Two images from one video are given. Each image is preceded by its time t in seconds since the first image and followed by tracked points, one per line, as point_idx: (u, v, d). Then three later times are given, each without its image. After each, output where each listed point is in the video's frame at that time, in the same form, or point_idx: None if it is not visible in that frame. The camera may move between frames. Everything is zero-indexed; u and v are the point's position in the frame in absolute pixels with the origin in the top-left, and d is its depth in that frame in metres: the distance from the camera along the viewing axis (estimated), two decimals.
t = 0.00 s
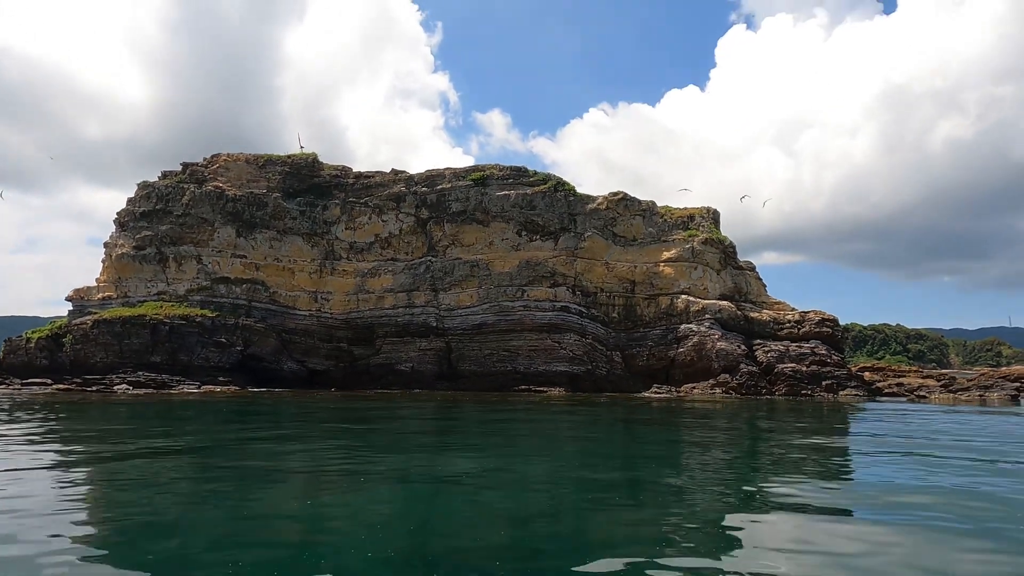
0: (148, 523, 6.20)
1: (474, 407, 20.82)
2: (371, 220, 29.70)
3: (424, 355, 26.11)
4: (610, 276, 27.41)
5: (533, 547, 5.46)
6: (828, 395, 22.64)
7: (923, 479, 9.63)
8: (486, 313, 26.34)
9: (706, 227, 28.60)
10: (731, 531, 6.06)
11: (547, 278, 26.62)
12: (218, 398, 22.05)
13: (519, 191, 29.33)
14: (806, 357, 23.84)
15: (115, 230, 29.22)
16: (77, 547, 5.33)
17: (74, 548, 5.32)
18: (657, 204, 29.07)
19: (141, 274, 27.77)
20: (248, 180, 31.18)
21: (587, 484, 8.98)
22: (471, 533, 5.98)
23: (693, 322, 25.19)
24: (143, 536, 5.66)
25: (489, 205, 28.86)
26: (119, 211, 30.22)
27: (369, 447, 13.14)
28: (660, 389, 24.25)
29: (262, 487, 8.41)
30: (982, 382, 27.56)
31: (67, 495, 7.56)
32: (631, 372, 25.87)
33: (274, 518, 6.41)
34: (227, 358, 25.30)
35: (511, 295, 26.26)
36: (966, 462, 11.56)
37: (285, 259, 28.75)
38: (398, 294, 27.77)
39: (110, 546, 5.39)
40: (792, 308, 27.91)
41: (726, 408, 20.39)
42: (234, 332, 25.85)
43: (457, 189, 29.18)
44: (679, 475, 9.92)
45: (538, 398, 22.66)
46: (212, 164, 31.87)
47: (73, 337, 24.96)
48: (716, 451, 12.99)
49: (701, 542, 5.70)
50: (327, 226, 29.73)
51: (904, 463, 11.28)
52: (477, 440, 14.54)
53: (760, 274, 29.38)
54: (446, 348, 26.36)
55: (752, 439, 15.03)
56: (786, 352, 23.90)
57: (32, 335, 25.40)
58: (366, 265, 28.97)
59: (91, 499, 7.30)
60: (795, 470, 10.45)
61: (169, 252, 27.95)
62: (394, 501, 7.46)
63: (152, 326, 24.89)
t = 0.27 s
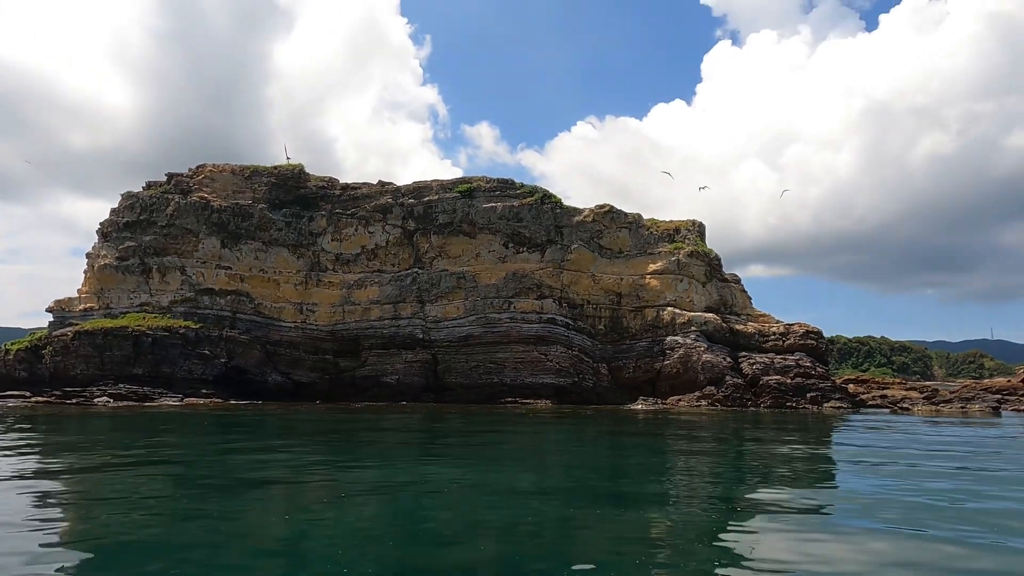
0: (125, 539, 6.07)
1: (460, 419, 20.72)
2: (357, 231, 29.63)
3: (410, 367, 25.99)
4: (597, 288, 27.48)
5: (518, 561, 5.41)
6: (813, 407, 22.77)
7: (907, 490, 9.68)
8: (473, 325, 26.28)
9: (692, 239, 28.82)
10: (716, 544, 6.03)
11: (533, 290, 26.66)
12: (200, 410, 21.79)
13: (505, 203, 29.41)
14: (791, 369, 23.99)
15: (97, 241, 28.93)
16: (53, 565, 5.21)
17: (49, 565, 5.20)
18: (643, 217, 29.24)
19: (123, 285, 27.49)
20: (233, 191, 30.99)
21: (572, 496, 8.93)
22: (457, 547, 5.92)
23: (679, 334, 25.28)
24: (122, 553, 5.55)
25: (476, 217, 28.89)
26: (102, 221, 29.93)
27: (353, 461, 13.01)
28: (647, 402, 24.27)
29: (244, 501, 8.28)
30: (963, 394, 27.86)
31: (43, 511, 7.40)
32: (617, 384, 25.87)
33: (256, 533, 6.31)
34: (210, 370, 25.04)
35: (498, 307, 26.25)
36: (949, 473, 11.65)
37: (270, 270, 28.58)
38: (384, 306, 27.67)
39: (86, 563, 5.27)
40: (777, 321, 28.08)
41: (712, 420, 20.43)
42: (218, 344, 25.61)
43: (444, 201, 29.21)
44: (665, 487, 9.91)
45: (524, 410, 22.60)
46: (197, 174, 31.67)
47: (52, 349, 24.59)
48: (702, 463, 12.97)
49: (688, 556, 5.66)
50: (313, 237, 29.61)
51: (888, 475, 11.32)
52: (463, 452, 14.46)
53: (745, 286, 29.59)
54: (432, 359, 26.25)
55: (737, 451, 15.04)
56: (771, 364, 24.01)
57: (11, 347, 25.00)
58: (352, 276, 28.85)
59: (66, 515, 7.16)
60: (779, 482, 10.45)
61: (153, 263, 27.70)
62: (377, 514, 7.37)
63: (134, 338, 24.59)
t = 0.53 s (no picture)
0: (78, 559, 5.88)
1: (428, 434, 20.54)
2: (325, 243, 29.34)
3: (378, 381, 25.73)
4: (565, 302, 27.59)
5: None
6: (777, 420, 23.11)
7: (867, 501, 9.87)
8: (441, 339, 26.13)
9: (660, 254, 29.20)
10: (682, 557, 6.07)
11: (502, 303, 26.67)
12: (160, 425, 21.24)
13: (475, 216, 29.42)
14: (756, 383, 24.34)
15: (55, 250, 28.14)
16: None
17: None
18: (612, 232, 29.53)
19: (82, 296, 26.75)
20: (198, 202, 30.45)
21: (542, 511, 8.90)
22: (422, 563, 5.85)
23: (647, 348, 25.48)
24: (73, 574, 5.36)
25: (445, 230, 28.85)
26: (61, 231, 29.14)
27: (319, 476, 12.80)
28: (615, 416, 24.37)
29: (205, 518, 8.08)
30: (922, 408, 28.55)
31: None
32: (586, 398, 25.94)
33: (216, 551, 6.16)
34: (171, 384, 24.43)
35: (467, 320, 26.16)
36: (907, 484, 11.91)
37: (235, 282, 28.09)
38: (352, 319, 27.37)
39: None
40: (742, 335, 28.51)
41: (679, 433, 20.59)
42: (180, 357, 25.04)
43: (414, 214, 29.11)
44: (631, 501, 9.95)
45: (492, 424, 22.51)
46: (160, 184, 31.07)
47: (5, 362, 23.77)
48: (670, 477, 13.04)
49: (654, 569, 5.69)
50: (280, 249, 29.22)
51: (849, 486, 11.52)
52: (431, 467, 14.33)
53: (711, 301, 30.01)
54: (400, 373, 25.99)
55: (703, 464, 15.16)
56: (737, 378, 24.33)
57: None
58: (320, 289, 28.51)
59: (17, 534, 6.91)
60: (744, 495, 10.58)
61: (113, 274, 27.03)
62: (342, 530, 7.26)
63: (92, 350, 23.91)
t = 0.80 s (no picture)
0: None
1: (366, 448, 20.14)
2: (262, 252, 28.54)
3: (314, 394, 25.12)
4: (507, 315, 27.63)
5: None
6: (711, 433, 23.73)
7: (797, 511, 10.20)
8: (381, 351, 25.71)
9: (600, 269, 29.72)
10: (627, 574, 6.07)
11: (443, 316, 26.52)
12: (79, 441, 20.08)
13: (418, 228, 29.20)
14: (691, 396, 24.96)
15: None
16: None
17: None
18: (554, 246, 29.84)
19: None
20: (126, 206, 29.08)
21: (481, 525, 8.86)
22: None
23: (587, 361, 25.76)
24: None
25: (387, 241, 28.52)
26: None
27: (251, 493, 12.31)
28: (554, 429, 24.51)
29: (127, 541, 7.62)
30: (845, 420, 29.89)
31: None
32: (526, 412, 26.01)
33: None
34: (93, 397, 23.18)
35: (408, 333, 25.86)
36: (833, 493, 12.39)
37: (165, 291, 26.96)
38: (288, 330, 26.65)
39: None
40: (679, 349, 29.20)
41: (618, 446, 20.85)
42: (102, 369, 23.80)
43: (355, 224, 28.66)
44: (571, 514, 9.96)
45: (432, 438, 22.28)
46: (85, 186, 29.55)
47: None
48: (608, 490, 13.18)
49: None
50: (213, 257, 28.22)
51: (779, 496, 11.90)
52: (368, 482, 14.03)
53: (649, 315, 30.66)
54: (337, 387, 25.43)
55: (641, 476, 15.38)
56: (673, 392, 24.87)
57: None
58: (255, 299, 27.67)
59: None
60: (680, 506, 10.76)
61: (30, 280, 25.50)
62: (277, 552, 6.97)
63: (4, 362, 22.43)
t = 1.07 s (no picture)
0: None
1: (285, 460, 19.49)
2: (177, 255, 27.24)
3: (230, 404, 24.15)
4: (433, 324, 27.39)
5: None
6: (632, 443, 24.27)
7: (711, 515, 10.55)
8: (303, 360, 24.95)
9: (527, 280, 29.98)
10: None
11: (369, 325, 26.04)
12: None
13: (344, 234, 28.60)
14: (614, 407, 25.47)
15: None
16: None
17: None
18: (482, 256, 29.86)
19: None
20: (26, 202, 27.11)
21: (403, 538, 8.68)
22: None
23: (513, 371, 25.86)
24: None
25: (311, 247, 27.79)
26: None
27: (159, 508, 11.67)
28: (479, 440, 24.44)
29: (15, 563, 7.04)
30: (758, 429, 31.20)
31: None
32: (451, 422, 25.85)
33: None
34: None
35: (332, 341, 25.24)
36: (746, 498, 12.89)
37: (67, 294, 25.31)
38: (203, 337, 25.49)
39: None
40: (603, 360, 29.76)
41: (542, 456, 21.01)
42: None
43: (278, 229, 27.79)
44: (494, 524, 9.95)
45: (354, 449, 21.82)
46: None
47: None
48: (532, 499, 13.21)
49: None
50: (123, 259, 26.68)
51: (696, 502, 12.27)
52: (286, 496, 13.57)
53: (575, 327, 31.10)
54: (255, 397, 24.52)
55: (565, 485, 15.54)
56: (597, 402, 25.28)
57: None
58: (168, 304, 26.36)
59: None
60: (601, 513, 10.93)
61: None
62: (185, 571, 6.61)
63: None
